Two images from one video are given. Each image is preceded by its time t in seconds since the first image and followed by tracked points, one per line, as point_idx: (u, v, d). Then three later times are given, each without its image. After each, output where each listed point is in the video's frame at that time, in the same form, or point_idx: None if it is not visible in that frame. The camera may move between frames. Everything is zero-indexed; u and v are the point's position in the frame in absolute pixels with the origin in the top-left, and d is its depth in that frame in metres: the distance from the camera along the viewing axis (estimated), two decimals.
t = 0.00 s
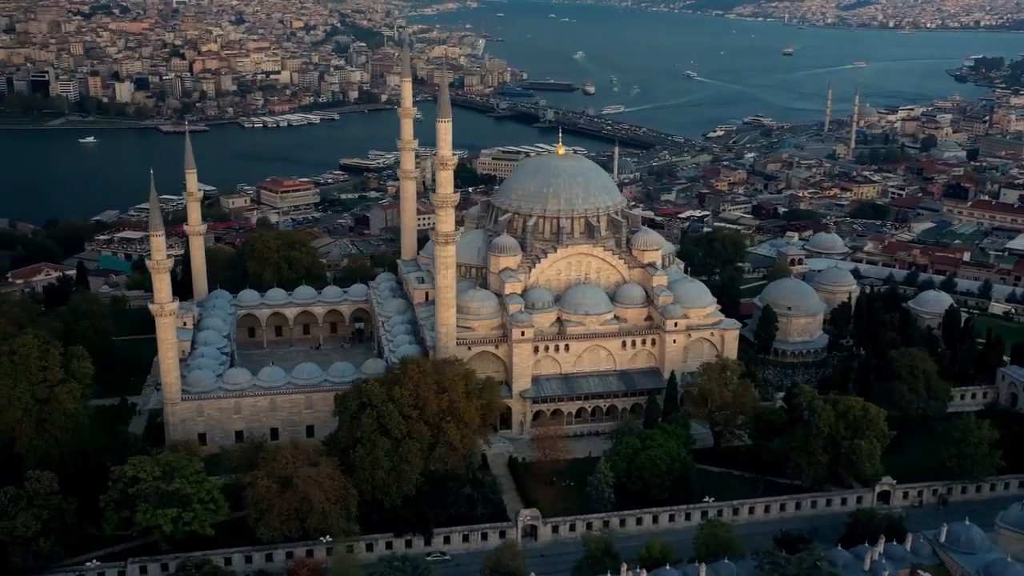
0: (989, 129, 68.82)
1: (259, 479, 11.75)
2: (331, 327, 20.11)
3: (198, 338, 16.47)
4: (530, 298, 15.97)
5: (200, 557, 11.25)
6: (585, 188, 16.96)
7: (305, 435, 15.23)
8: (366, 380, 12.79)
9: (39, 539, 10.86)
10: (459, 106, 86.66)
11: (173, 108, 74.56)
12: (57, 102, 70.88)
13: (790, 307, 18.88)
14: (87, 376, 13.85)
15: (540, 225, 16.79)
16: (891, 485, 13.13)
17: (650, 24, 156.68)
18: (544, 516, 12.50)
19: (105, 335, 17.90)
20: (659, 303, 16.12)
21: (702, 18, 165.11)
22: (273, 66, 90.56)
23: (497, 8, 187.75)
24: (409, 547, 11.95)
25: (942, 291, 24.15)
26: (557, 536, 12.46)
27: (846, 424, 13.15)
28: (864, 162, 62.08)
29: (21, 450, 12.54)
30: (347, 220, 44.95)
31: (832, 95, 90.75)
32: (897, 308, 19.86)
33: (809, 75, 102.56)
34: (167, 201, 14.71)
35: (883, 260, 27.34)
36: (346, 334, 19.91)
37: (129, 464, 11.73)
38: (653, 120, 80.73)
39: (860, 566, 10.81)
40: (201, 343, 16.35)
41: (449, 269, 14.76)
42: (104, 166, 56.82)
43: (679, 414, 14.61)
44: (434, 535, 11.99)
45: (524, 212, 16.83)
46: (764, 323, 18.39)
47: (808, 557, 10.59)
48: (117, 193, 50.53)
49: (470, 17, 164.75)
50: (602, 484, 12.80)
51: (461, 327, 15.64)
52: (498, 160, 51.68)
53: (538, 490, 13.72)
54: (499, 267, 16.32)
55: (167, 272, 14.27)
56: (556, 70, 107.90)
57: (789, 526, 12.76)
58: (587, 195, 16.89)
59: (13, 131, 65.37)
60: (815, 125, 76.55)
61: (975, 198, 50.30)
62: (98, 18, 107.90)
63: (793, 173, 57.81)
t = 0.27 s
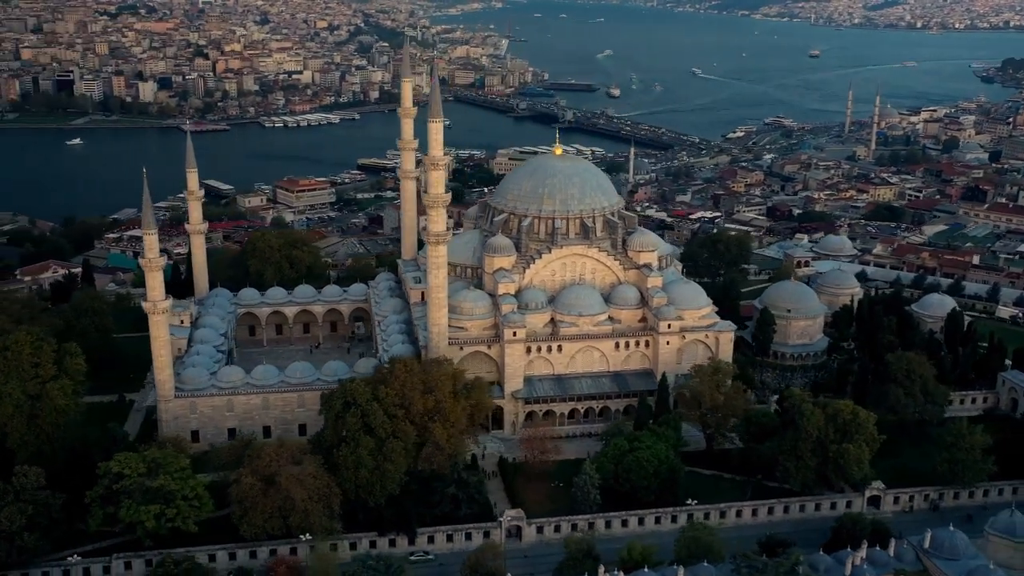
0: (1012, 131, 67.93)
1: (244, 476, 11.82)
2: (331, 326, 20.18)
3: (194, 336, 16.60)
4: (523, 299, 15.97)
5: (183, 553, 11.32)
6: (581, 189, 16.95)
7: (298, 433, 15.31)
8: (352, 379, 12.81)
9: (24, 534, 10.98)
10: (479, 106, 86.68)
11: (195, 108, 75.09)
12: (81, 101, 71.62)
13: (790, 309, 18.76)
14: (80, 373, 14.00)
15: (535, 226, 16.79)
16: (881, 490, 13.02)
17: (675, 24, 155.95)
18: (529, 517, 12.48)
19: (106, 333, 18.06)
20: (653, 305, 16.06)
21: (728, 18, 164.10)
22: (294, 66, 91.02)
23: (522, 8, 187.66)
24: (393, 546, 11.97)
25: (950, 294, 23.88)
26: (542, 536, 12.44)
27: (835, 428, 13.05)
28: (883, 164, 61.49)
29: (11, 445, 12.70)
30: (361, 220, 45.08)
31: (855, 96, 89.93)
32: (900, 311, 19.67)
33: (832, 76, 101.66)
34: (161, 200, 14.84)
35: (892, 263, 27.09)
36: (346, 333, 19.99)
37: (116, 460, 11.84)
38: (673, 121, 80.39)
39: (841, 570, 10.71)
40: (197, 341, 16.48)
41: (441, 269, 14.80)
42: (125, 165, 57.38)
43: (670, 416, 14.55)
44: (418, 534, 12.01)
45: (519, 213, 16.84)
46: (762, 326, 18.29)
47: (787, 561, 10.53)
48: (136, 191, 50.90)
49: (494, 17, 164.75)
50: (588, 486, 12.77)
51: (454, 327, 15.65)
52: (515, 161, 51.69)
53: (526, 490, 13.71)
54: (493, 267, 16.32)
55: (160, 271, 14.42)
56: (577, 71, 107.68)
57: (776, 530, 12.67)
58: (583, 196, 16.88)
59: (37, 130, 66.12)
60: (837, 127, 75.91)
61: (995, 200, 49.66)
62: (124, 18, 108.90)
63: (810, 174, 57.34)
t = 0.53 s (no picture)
0: None
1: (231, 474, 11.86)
2: (330, 325, 20.24)
3: (190, 334, 16.70)
4: (517, 298, 15.95)
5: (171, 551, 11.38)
6: (576, 189, 16.92)
7: (291, 431, 15.35)
8: (341, 378, 12.82)
9: (12, 528, 11.04)
10: (493, 106, 86.66)
11: (210, 108, 75.41)
12: (98, 100, 72.08)
13: (789, 310, 18.67)
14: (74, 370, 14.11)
15: (531, 226, 16.77)
16: (871, 493, 12.96)
17: (692, 24, 155.37)
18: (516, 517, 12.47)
19: (105, 330, 18.15)
20: (648, 305, 16.01)
21: (746, 18, 163.23)
22: (310, 66, 91.27)
23: (540, 8, 187.44)
24: (380, 545, 12.01)
25: (955, 296, 23.69)
26: (529, 536, 12.44)
27: (826, 430, 12.96)
28: (897, 164, 61.03)
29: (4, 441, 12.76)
30: (371, 219, 45.12)
31: (871, 96, 89.30)
32: (900, 313, 19.52)
33: (849, 76, 101.01)
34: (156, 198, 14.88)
35: (897, 264, 26.89)
36: (344, 332, 20.05)
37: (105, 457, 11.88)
38: (687, 121, 80.11)
39: (826, 572, 10.63)
40: (193, 339, 16.56)
41: (434, 269, 14.81)
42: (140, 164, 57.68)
43: (662, 417, 14.49)
44: (404, 533, 12.04)
45: (515, 213, 16.82)
46: (760, 327, 18.24)
47: (769, 564, 10.47)
48: (149, 189, 51.07)
49: (511, 17, 164.69)
50: (576, 486, 12.75)
51: (447, 327, 15.64)
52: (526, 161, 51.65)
53: (516, 490, 13.71)
54: (488, 267, 16.31)
55: (154, 269, 14.47)
56: (592, 71, 107.48)
57: (766, 532, 12.64)
58: (578, 195, 16.85)
59: (53, 129, 66.57)
60: (851, 127, 75.42)
61: (1010, 201, 49.19)
62: (142, 18, 109.50)
63: (822, 175, 56.96)
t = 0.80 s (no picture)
0: None
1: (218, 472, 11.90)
2: (328, 323, 20.30)
3: (186, 332, 16.80)
4: (511, 298, 15.96)
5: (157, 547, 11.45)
6: (572, 189, 16.91)
7: (284, 429, 15.41)
8: (329, 377, 12.86)
9: None
10: (506, 105, 86.62)
11: (224, 106, 75.67)
12: (113, 99, 72.52)
13: (786, 311, 18.60)
14: (68, 367, 14.19)
15: (526, 226, 16.76)
16: (862, 495, 12.90)
17: (708, 23, 154.85)
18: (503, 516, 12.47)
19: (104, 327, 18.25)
20: (641, 305, 15.98)
21: (763, 17, 162.48)
22: (324, 65, 91.51)
23: (556, 7, 187.23)
24: (367, 544, 12.05)
25: (958, 297, 23.52)
26: (516, 536, 12.43)
27: (815, 432, 12.91)
28: (910, 165, 60.61)
29: None
30: (379, 218, 45.13)
31: (887, 96, 88.73)
32: (900, 314, 19.40)
33: (865, 75, 100.40)
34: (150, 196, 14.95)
35: (901, 265, 26.73)
36: (342, 330, 20.12)
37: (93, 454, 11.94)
38: (700, 121, 79.85)
39: (809, 574, 10.59)
40: (189, 337, 16.66)
41: (426, 269, 14.84)
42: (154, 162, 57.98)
43: (653, 417, 14.47)
44: (391, 532, 12.06)
45: (510, 212, 16.82)
46: (757, 327, 18.18)
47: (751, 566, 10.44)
48: (162, 187, 51.32)
49: (527, 17, 164.58)
50: (564, 486, 12.74)
51: (440, 326, 15.67)
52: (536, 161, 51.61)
53: (505, 490, 13.72)
54: (482, 266, 16.32)
55: (148, 267, 14.53)
56: (607, 70, 107.28)
57: (753, 534, 12.59)
58: (573, 195, 16.83)
59: (69, 127, 67.01)
60: (866, 127, 74.96)
61: None
62: (159, 17, 110.07)
63: (833, 175, 56.63)
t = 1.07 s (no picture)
0: None
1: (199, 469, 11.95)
2: (324, 322, 20.35)
3: (179, 329, 16.91)
4: (500, 297, 15.95)
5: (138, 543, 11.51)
6: (563, 188, 16.90)
7: (273, 426, 15.46)
8: (312, 375, 12.88)
9: None
10: (520, 104, 86.61)
11: (240, 105, 75.99)
12: (131, 97, 73.05)
13: (781, 313, 18.50)
14: (56, 363, 14.26)
15: (516, 225, 16.75)
16: (846, 498, 12.82)
17: (728, 23, 154.08)
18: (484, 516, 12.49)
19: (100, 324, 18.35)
20: (631, 305, 15.93)
21: (784, 17, 161.49)
22: (341, 65, 91.75)
23: (576, 6, 186.85)
24: (348, 542, 12.08)
25: (961, 300, 23.31)
26: (498, 535, 12.42)
27: (799, 434, 12.84)
28: (926, 165, 60.08)
29: None
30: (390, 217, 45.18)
31: (906, 96, 87.98)
32: (897, 316, 19.22)
33: (885, 76, 99.60)
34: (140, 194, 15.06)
35: (905, 266, 26.51)
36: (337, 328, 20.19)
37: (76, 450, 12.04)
38: (715, 121, 79.48)
39: None
40: (181, 334, 16.75)
41: (414, 267, 14.86)
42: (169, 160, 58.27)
43: (640, 418, 14.42)
44: (371, 531, 12.08)
45: (501, 212, 16.82)
46: (750, 328, 18.09)
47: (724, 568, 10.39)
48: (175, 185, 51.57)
49: (546, 16, 164.31)
50: (545, 486, 12.73)
51: (430, 325, 15.66)
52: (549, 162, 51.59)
53: (490, 489, 13.71)
54: (473, 265, 16.31)
55: (137, 264, 14.61)
56: (624, 70, 106.99)
57: (736, 536, 12.53)
58: (565, 195, 16.81)
59: (88, 125, 67.53)
60: (883, 127, 74.39)
61: None
62: (179, 17, 110.80)
63: (847, 176, 56.22)
